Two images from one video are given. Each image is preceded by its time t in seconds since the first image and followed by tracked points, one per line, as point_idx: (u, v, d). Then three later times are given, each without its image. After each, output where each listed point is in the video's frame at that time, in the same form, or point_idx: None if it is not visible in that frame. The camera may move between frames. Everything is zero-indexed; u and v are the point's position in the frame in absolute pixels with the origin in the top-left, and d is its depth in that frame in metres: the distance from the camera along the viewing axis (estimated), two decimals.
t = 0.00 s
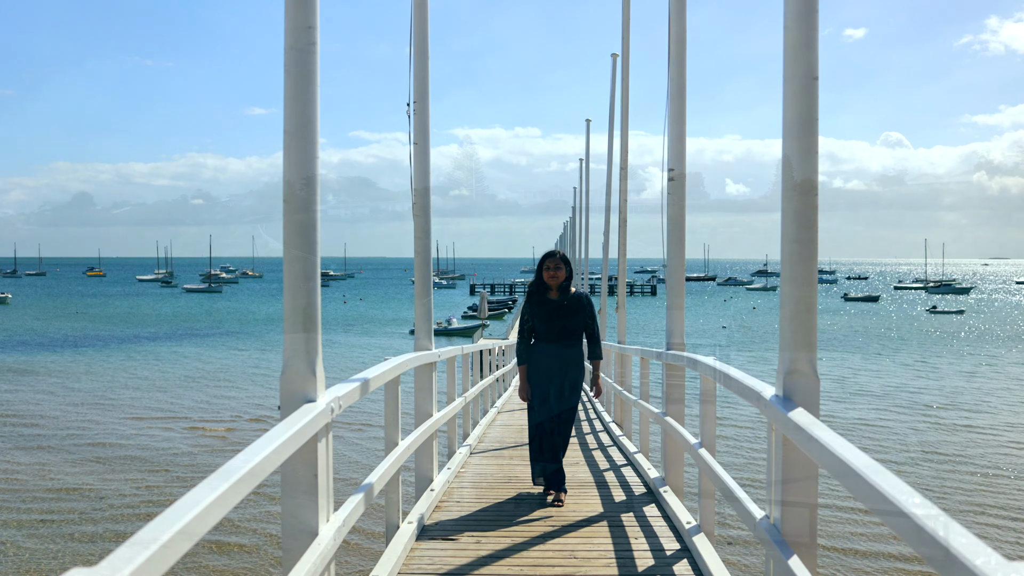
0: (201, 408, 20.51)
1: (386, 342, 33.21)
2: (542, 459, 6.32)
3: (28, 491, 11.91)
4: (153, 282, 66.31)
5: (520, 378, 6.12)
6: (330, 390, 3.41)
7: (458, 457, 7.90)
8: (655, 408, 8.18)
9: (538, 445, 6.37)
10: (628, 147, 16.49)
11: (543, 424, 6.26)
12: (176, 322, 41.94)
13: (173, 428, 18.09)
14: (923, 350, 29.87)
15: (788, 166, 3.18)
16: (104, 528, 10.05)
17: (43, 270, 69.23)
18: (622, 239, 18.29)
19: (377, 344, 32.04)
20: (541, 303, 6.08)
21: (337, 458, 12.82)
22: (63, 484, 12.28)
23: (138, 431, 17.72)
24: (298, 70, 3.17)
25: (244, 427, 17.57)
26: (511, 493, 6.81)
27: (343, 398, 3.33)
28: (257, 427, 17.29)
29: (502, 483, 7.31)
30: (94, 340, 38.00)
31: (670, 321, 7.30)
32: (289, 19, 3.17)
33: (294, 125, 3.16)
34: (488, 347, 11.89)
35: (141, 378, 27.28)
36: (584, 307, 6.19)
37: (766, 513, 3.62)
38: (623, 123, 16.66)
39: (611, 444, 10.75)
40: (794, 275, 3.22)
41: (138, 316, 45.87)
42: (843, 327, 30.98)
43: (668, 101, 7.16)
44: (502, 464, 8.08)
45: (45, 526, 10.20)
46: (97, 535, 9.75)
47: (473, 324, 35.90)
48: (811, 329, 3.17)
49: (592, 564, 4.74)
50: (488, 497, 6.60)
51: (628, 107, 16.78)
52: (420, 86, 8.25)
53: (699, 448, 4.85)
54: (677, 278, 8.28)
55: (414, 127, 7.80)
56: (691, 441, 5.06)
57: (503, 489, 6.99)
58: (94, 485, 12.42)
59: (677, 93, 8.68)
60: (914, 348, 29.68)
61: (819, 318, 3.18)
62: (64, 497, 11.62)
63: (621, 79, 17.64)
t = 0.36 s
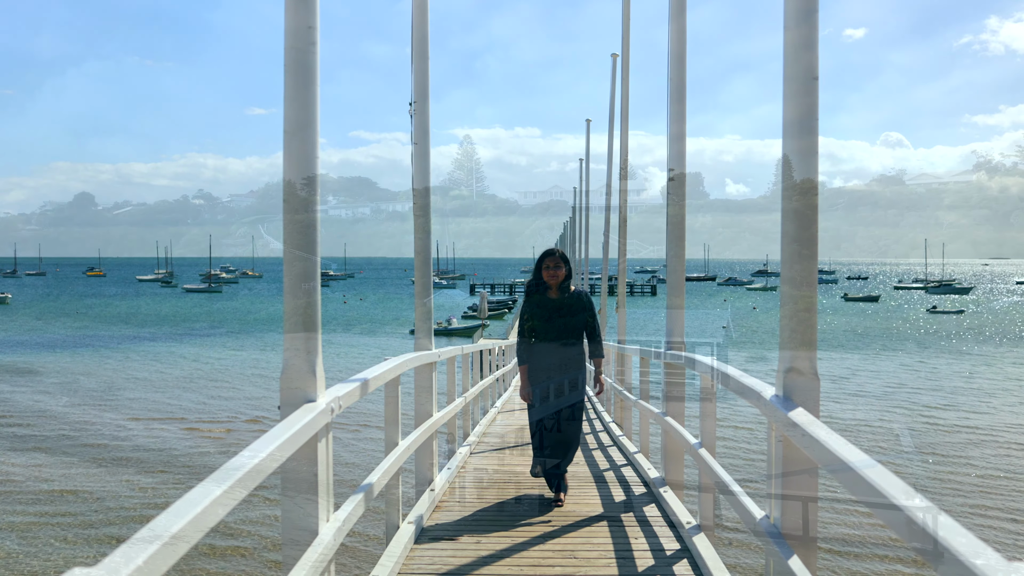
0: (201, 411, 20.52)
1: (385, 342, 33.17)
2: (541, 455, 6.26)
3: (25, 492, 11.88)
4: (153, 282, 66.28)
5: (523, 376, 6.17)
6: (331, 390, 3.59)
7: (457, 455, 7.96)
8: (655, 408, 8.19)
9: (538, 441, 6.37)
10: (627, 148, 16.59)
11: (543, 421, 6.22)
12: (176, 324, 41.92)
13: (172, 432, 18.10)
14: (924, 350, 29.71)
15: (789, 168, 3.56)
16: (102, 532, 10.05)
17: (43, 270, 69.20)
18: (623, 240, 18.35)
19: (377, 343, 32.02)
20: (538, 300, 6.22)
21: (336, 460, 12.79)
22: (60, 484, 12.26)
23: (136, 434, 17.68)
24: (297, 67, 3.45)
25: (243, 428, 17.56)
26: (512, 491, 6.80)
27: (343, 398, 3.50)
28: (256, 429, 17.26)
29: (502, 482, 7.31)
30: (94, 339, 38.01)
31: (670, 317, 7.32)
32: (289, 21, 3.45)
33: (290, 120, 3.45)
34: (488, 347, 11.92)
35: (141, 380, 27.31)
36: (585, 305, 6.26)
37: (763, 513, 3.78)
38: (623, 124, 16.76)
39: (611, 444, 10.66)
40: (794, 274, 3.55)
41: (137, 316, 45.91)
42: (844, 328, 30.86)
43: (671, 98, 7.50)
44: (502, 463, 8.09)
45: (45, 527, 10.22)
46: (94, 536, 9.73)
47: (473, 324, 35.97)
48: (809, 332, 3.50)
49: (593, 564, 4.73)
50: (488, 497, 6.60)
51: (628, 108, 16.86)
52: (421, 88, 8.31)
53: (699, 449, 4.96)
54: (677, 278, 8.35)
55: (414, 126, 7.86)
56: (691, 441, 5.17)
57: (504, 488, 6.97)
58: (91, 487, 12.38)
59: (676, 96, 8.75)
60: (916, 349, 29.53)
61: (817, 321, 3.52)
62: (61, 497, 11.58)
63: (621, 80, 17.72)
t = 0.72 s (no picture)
0: (198, 409, 20.24)
1: (384, 342, 32.87)
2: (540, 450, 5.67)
3: (18, 500, 11.66)
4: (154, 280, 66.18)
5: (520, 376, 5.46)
6: (329, 389, 3.36)
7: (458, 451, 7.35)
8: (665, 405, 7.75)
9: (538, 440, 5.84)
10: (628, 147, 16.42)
11: (542, 418, 5.65)
12: (175, 322, 41.65)
13: (170, 433, 17.87)
14: (928, 350, 29.38)
15: (789, 167, 3.39)
16: (95, 534, 9.81)
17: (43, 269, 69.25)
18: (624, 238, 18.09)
19: (376, 343, 31.74)
20: (534, 298, 5.40)
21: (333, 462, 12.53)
22: (54, 489, 12.03)
23: (135, 440, 17.47)
24: (298, 68, 3.27)
25: (241, 430, 17.33)
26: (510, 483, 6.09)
27: (344, 397, 3.27)
28: (253, 430, 16.99)
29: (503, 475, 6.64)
30: (93, 342, 37.82)
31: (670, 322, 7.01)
32: (288, 22, 3.26)
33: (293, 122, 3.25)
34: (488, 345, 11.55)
35: (139, 380, 27.06)
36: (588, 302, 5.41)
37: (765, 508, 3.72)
38: (623, 123, 16.59)
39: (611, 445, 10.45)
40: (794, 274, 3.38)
41: (137, 317, 45.68)
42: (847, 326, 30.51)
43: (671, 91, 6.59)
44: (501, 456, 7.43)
45: (36, 532, 9.99)
46: (86, 540, 9.50)
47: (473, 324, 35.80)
48: (809, 328, 3.37)
49: (591, 564, 4.24)
50: (488, 490, 5.94)
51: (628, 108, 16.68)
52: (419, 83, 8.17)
53: (698, 447, 4.90)
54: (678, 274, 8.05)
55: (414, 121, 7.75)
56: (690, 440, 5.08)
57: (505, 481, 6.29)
58: (86, 494, 12.18)
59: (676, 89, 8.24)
60: (919, 347, 29.21)
61: (819, 318, 3.37)
62: (56, 504, 11.37)
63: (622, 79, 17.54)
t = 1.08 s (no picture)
0: (199, 408, 20.18)
1: (385, 340, 32.83)
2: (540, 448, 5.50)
3: (19, 502, 11.59)
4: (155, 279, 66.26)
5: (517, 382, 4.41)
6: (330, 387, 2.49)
7: (460, 447, 6.48)
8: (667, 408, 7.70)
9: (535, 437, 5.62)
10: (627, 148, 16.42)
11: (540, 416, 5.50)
12: (177, 321, 41.70)
13: (171, 430, 17.81)
14: (928, 347, 29.36)
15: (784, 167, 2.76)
16: (95, 535, 9.74)
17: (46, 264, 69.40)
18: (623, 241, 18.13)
19: (376, 343, 31.71)
20: (531, 299, 4.27)
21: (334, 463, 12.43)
22: (56, 493, 11.97)
23: (136, 440, 17.42)
24: (298, 75, 2.52)
25: (243, 430, 17.25)
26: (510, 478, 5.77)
27: (349, 391, 2.45)
28: (254, 429, 16.92)
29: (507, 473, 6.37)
30: (95, 341, 37.87)
31: (670, 318, 7.26)
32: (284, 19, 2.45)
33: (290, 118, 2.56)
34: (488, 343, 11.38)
35: (141, 379, 27.05)
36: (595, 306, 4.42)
37: (765, 514, 3.33)
38: (623, 124, 16.58)
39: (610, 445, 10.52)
40: (796, 274, 2.79)
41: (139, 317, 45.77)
42: (848, 325, 30.47)
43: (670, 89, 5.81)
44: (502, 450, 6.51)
45: (36, 534, 10.00)
46: (87, 542, 9.42)
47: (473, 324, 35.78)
48: (811, 323, 2.75)
49: (591, 564, 4.04)
50: (487, 488, 5.58)
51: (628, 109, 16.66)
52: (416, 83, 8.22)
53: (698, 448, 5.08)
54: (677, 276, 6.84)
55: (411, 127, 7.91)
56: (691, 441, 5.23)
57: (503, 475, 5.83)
58: (87, 495, 12.11)
59: (676, 94, 8.24)
60: (920, 344, 29.16)
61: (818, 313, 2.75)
62: (58, 507, 11.31)
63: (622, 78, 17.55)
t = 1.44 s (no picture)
0: (200, 409, 20.15)
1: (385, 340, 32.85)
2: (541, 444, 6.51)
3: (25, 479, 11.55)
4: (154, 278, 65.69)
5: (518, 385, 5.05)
6: (333, 388, 4.20)
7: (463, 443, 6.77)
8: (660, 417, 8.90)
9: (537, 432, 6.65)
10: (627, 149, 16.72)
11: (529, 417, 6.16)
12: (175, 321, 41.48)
13: (172, 431, 17.78)
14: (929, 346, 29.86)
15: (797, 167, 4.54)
16: (100, 526, 9.67)
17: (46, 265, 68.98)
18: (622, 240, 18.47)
19: (376, 343, 31.77)
20: (531, 298, 4.75)
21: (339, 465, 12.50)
22: (60, 483, 11.81)
23: (137, 438, 17.34)
24: (296, 70, 3.76)
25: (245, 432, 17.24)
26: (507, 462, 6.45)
27: (343, 396, 4.10)
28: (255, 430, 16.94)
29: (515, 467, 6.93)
30: (94, 341, 37.67)
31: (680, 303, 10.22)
32: (290, 24, 3.68)
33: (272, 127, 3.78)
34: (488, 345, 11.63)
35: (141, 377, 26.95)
36: (584, 300, 5.13)
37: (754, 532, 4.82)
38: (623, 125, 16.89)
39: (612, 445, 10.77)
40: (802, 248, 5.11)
41: (139, 317, 45.57)
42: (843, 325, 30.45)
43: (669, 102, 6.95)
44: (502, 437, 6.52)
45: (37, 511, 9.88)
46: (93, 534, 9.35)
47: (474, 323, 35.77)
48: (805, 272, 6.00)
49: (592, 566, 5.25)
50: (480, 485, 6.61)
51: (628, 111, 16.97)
52: (420, 85, 8.55)
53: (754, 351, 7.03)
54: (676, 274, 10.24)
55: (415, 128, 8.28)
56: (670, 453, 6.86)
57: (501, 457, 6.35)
58: (93, 490, 12.03)
59: (675, 93, 8.66)
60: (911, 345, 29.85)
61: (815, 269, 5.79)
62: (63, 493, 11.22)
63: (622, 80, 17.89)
